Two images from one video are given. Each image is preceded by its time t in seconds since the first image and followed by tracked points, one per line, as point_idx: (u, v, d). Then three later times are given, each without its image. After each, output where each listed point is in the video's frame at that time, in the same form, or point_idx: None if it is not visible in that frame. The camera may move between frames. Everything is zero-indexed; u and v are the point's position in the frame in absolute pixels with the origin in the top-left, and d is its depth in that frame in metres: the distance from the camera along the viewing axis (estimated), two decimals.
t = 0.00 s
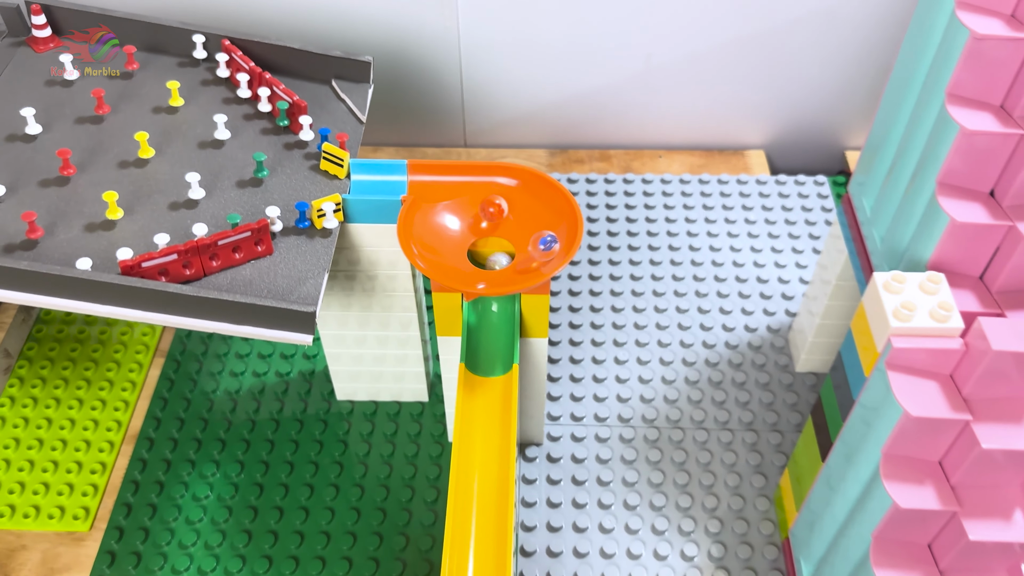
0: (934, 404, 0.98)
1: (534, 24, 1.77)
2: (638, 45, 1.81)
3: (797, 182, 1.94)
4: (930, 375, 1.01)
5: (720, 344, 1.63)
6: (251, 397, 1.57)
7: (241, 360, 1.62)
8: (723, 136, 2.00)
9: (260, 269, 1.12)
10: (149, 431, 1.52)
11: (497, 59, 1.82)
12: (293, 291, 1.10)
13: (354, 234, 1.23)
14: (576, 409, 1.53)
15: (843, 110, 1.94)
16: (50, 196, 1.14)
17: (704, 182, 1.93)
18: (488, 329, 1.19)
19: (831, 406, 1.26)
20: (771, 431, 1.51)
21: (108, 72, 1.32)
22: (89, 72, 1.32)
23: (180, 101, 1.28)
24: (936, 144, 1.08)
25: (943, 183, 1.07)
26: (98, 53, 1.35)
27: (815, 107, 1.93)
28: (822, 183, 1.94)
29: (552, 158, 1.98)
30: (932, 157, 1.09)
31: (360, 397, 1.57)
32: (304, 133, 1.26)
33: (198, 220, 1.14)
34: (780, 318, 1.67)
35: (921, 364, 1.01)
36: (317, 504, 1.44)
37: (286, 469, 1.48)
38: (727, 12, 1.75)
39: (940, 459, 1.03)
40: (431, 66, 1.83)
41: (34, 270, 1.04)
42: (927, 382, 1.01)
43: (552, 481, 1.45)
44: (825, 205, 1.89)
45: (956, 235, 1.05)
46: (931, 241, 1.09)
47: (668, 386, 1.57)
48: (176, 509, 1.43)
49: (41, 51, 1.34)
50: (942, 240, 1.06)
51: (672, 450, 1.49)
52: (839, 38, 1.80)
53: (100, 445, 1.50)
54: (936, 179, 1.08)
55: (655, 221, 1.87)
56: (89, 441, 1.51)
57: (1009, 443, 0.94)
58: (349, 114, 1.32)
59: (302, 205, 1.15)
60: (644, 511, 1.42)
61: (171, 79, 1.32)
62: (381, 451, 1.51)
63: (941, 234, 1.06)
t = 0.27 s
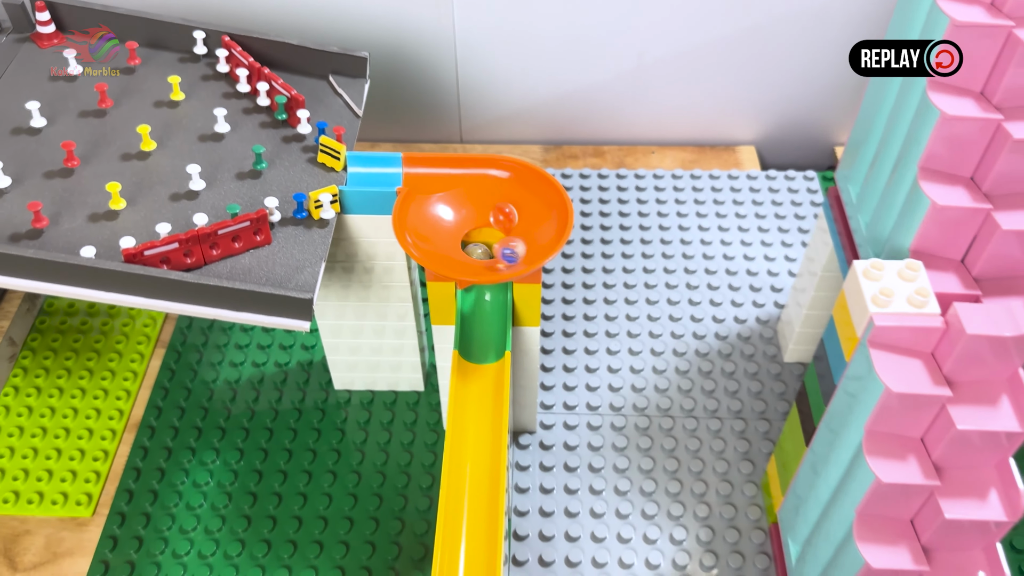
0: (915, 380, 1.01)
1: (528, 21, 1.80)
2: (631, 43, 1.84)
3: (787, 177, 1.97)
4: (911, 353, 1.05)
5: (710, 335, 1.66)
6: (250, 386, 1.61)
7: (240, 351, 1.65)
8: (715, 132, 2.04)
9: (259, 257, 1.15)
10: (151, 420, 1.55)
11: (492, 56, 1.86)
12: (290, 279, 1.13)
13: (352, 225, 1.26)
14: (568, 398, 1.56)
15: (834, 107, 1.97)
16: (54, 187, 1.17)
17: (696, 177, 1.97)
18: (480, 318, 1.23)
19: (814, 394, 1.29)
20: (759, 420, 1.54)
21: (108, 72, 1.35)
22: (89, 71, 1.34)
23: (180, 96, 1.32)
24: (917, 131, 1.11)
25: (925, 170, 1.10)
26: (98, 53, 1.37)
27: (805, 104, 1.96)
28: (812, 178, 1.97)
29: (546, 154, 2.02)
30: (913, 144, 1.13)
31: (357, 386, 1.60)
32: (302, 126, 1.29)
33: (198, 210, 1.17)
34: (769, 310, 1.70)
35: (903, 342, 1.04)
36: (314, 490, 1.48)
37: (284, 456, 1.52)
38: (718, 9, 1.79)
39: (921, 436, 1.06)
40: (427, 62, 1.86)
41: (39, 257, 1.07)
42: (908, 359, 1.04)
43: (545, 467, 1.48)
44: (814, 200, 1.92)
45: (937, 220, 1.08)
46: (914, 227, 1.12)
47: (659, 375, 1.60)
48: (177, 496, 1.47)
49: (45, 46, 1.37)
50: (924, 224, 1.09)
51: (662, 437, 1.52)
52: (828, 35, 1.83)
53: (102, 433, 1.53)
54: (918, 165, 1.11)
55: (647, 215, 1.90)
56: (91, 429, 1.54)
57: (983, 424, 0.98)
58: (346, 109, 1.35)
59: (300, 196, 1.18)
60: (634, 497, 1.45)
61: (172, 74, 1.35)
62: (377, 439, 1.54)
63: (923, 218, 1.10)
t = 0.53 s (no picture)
0: (896, 356, 1.04)
1: (520, 19, 1.83)
2: (623, 40, 1.87)
3: (776, 172, 2.01)
4: (893, 332, 1.07)
5: (699, 326, 1.70)
6: (248, 375, 1.64)
7: (238, 342, 1.69)
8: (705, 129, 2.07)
9: (255, 246, 1.18)
10: (150, 408, 1.59)
11: (486, 52, 1.89)
12: (286, 267, 1.16)
13: (347, 216, 1.29)
14: (560, 387, 1.60)
15: (822, 104, 2.00)
16: (56, 178, 1.21)
17: (687, 172, 2.00)
18: (472, 307, 1.27)
19: (797, 380, 1.33)
20: (746, 408, 1.58)
21: (108, 73, 1.37)
22: (89, 71, 1.37)
23: (179, 90, 1.35)
24: (897, 119, 1.15)
25: (904, 156, 1.14)
26: (99, 53, 1.40)
27: (795, 100, 1.99)
28: (800, 173, 2.01)
29: (539, 150, 2.05)
30: (893, 131, 1.16)
31: (352, 376, 1.63)
32: (298, 120, 1.32)
33: (196, 201, 1.21)
34: (757, 302, 1.74)
35: (884, 320, 1.07)
36: (310, 477, 1.51)
37: (281, 443, 1.55)
38: (708, 7, 1.82)
39: (902, 413, 1.09)
40: (421, 59, 1.89)
41: (42, 245, 1.10)
42: (890, 337, 1.06)
43: (535, 454, 1.51)
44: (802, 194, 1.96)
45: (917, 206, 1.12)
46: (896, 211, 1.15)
47: (648, 365, 1.63)
48: (176, 482, 1.50)
49: (47, 42, 1.40)
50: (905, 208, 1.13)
51: (650, 425, 1.55)
52: (816, 32, 1.86)
53: (102, 421, 1.57)
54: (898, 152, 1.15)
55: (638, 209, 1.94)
56: (91, 417, 1.57)
57: (957, 407, 1.02)
58: (341, 103, 1.38)
59: (295, 187, 1.22)
60: (623, 482, 1.48)
61: (171, 69, 1.38)
62: (372, 427, 1.57)
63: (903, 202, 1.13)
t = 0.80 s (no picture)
0: (874, 335, 1.06)
1: (512, 18, 1.86)
2: (613, 38, 1.90)
3: (765, 168, 2.04)
4: (873, 314, 1.09)
5: (687, 318, 1.73)
6: (244, 367, 1.67)
7: (235, 334, 1.72)
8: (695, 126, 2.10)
9: (250, 238, 1.21)
10: (148, 399, 1.62)
11: (479, 51, 1.92)
12: (280, 258, 1.19)
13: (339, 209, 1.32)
14: (550, 378, 1.63)
15: (810, 101, 2.03)
16: (55, 171, 1.24)
17: (677, 168, 2.03)
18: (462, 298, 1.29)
19: (779, 370, 1.36)
20: (732, 398, 1.61)
21: (108, 72, 1.40)
22: (89, 71, 1.39)
23: (176, 86, 1.38)
24: (877, 107, 1.17)
25: (885, 143, 1.16)
26: (99, 53, 1.43)
27: (783, 97, 2.03)
28: (788, 169, 2.04)
29: (532, 146, 2.08)
30: (873, 119, 1.18)
31: (347, 367, 1.66)
32: (292, 115, 1.35)
33: (193, 194, 1.24)
34: (744, 295, 1.77)
35: (864, 301, 1.09)
36: (305, 465, 1.54)
37: (276, 433, 1.58)
38: (696, 6, 1.85)
39: (881, 392, 1.10)
40: (415, 57, 1.93)
41: (42, 236, 1.14)
42: (870, 317, 1.09)
43: (526, 444, 1.54)
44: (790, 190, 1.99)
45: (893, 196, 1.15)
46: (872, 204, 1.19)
47: (637, 357, 1.66)
48: (173, 470, 1.53)
49: (47, 39, 1.44)
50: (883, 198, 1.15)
51: (638, 415, 1.58)
52: (804, 31, 1.89)
53: (101, 411, 1.60)
54: (875, 144, 1.18)
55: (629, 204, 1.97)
56: (90, 408, 1.60)
57: (932, 392, 1.04)
58: (335, 99, 1.41)
59: (289, 180, 1.25)
60: (611, 471, 1.51)
61: (168, 66, 1.42)
62: (366, 417, 1.61)
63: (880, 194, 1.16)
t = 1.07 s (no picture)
0: (855, 319, 1.08)
1: (505, 17, 1.89)
2: (604, 37, 1.93)
3: (754, 166, 2.07)
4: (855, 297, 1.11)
5: (676, 313, 1.76)
6: (241, 360, 1.70)
7: (231, 328, 1.74)
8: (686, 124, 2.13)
9: (244, 231, 1.24)
10: (145, 391, 1.64)
11: (472, 50, 1.95)
12: (273, 251, 1.22)
13: (334, 204, 1.34)
14: (541, 371, 1.66)
15: (799, 100, 2.06)
16: (54, 166, 1.27)
17: (667, 166, 2.06)
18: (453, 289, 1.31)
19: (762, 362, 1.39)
20: (720, 391, 1.64)
21: (108, 72, 1.43)
22: (89, 71, 1.42)
23: (173, 84, 1.41)
24: (859, 96, 1.19)
25: (867, 131, 1.18)
26: (99, 53, 1.45)
27: (772, 96, 2.05)
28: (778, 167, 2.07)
29: (525, 144, 2.11)
30: (856, 108, 1.20)
31: (341, 361, 1.69)
32: (286, 112, 1.38)
33: (189, 188, 1.27)
34: (732, 290, 1.80)
35: (846, 285, 1.11)
36: (300, 457, 1.57)
37: (272, 425, 1.61)
38: (686, 6, 1.88)
39: (863, 374, 1.12)
40: (409, 56, 1.95)
41: (41, 229, 1.16)
42: (852, 301, 1.10)
43: (517, 435, 1.57)
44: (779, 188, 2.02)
45: (871, 190, 1.18)
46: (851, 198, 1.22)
47: (627, 351, 1.69)
48: (170, 462, 1.56)
49: (46, 38, 1.47)
50: (861, 193, 1.18)
51: (628, 408, 1.61)
52: (792, 31, 1.92)
53: (100, 404, 1.63)
54: (856, 137, 1.20)
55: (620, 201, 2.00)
56: (89, 400, 1.63)
57: (910, 380, 1.06)
58: (328, 97, 1.44)
59: (283, 176, 1.27)
60: (600, 461, 1.54)
61: (165, 64, 1.45)
62: (360, 409, 1.63)
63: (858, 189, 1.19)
